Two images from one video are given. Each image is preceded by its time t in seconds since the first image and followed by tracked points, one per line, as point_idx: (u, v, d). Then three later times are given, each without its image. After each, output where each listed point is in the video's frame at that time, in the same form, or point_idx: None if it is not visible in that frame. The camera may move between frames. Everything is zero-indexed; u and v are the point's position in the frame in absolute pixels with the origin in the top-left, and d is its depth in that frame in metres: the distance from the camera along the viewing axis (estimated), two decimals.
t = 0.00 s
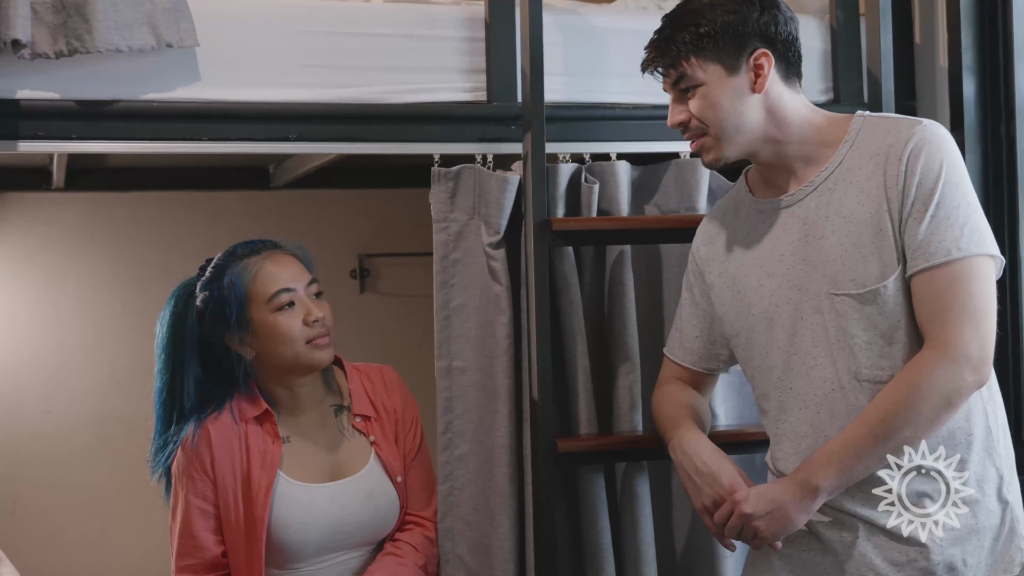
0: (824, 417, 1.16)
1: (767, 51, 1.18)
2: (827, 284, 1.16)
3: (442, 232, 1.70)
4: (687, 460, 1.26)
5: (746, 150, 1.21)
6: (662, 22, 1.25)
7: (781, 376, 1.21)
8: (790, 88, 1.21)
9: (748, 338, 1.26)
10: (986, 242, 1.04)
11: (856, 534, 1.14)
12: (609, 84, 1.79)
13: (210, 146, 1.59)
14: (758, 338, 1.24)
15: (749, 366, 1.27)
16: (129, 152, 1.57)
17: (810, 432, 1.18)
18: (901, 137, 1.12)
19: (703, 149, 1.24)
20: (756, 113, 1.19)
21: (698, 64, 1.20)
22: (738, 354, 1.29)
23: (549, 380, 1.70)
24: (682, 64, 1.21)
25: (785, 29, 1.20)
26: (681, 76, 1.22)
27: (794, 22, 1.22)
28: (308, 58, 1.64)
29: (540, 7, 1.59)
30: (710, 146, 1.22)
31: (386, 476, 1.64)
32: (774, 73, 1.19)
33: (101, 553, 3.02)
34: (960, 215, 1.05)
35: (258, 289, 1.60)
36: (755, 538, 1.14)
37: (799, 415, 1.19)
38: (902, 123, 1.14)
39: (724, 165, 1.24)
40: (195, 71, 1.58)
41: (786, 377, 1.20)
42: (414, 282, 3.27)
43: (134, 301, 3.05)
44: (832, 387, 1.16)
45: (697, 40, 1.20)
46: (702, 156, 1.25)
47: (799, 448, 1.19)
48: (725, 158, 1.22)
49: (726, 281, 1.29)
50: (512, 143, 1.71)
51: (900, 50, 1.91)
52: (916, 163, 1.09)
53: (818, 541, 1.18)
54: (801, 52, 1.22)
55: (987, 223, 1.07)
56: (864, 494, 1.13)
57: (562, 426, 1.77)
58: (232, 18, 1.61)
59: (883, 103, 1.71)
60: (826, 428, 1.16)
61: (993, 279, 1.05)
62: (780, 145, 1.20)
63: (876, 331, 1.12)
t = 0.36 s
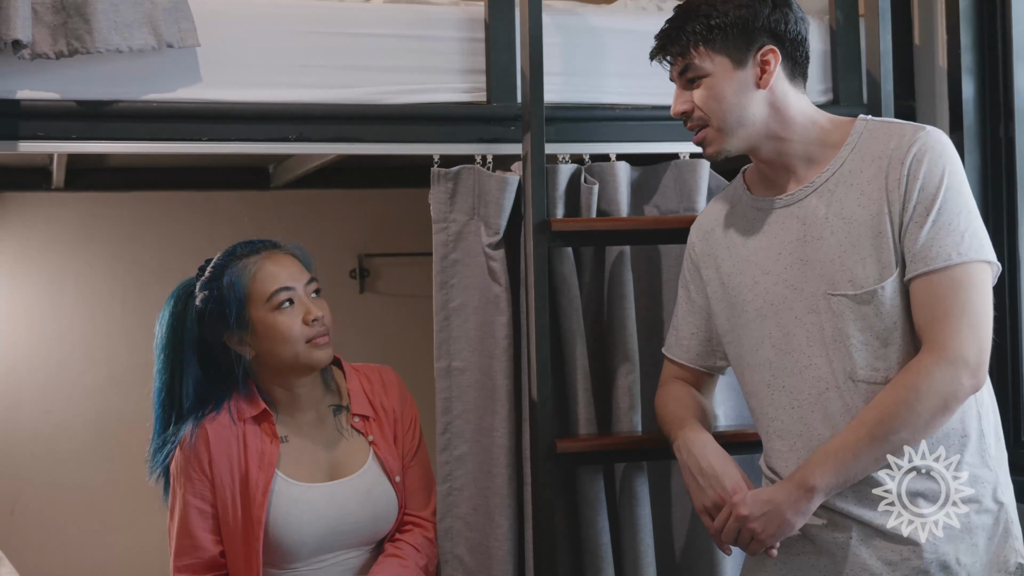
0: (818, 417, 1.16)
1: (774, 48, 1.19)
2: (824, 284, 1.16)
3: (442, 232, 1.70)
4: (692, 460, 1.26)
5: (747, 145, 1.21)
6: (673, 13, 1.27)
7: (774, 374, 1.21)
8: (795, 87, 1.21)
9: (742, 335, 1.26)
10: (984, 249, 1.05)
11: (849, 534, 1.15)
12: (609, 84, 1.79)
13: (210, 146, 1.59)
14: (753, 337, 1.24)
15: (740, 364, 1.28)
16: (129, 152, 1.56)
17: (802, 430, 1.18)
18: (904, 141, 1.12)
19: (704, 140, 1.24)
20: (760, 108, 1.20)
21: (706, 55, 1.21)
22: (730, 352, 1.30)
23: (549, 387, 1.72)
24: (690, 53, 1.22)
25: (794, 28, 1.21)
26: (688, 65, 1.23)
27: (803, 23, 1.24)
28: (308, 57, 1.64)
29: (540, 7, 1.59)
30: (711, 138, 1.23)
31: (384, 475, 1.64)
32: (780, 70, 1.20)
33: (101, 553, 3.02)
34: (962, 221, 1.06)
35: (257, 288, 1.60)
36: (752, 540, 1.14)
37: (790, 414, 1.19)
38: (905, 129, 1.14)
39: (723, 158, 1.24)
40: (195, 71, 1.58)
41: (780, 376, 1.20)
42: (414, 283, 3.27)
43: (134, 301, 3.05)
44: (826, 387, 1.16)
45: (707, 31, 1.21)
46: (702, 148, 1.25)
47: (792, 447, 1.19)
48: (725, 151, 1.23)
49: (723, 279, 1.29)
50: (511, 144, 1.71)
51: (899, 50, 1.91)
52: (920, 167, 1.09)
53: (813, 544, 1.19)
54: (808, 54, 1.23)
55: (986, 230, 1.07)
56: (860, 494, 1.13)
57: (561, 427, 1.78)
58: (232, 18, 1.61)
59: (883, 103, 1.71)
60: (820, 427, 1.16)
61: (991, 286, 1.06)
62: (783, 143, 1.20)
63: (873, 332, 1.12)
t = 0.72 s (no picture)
0: (815, 418, 1.16)
1: (788, 54, 1.19)
2: (826, 287, 1.16)
3: (441, 230, 1.70)
4: (694, 461, 1.25)
5: (756, 149, 1.21)
6: (686, 15, 1.26)
7: (772, 376, 1.21)
8: (805, 93, 1.22)
9: (737, 335, 1.26)
10: (987, 258, 1.06)
11: (841, 532, 1.14)
12: (608, 84, 1.79)
13: (209, 145, 1.59)
14: (751, 338, 1.24)
15: (732, 364, 1.28)
16: (128, 150, 1.56)
17: (799, 432, 1.18)
18: (913, 149, 1.12)
19: (713, 143, 1.23)
20: (771, 113, 1.20)
21: (720, 59, 1.20)
22: (721, 347, 1.30)
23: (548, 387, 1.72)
24: (704, 56, 1.21)
25: (806, 35, 1.22)
26: (701, 68, 1.22)
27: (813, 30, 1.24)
28: (308, 56, 1.64)
29: (540, 7, 1.59)
30: (721, 142, 1.22)
31: (383, 474, 1.63)
32: (792, 76, 1.20)
33: (101, 551, 3.02)
34: (968, 231, 1.06)
35: (256, 286, 1.60)
36: (750, 541, 1.13)
37: (787, 415, 1.19)
38: (913, 137, 1.14)
39: (732, 162, 1.24)
40: (192, 64, 1.58)
41: (779, 377, 1.20)
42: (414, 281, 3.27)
43: (133, 299, 3.05)
44: (824, 389, 1.15)
45: (722, 35, 1.20)
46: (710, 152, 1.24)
47: (788, 447, 1.19)
48: (734, 155, 1.22)
49: (721, 277, 1.29)
50: (511, 143, 1.71)
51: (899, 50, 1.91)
52: (928, 176, 1.09)
53: (808, 545, 1.18)
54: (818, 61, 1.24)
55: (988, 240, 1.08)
56: (852, 493, 1.14)
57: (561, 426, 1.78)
58: (232, 16, 1.61)
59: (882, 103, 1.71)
60: (815, 428, 1.16)
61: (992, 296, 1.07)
62: (792, 148, 1.20)
63: (874, 336, 1.12)
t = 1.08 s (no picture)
0: (812, 419, 1.16)
1: (793, 59, 1.20)
2: (827, 289, 1.16)
3: (439, 229, 1.71)
4: (691, 459, 1.25)
5: (758, 150, 1.22)
6: (697, 12, 1.26)
7: (772, 376, 1.21)
8: (811, 97, 1.22)
9: (742, 337, 1.26)
10: (989, 261, 1.06)
11: (834, 535, 1.15)
12: (607, 83, 1.79)
13: (207, 141, 1.58)
14: (753, 338, 1.24)
15: (735, 365, 1.28)
16: (126, 145, 1.56)
17: (795, 432, 1.18)
18: (917, 152, 1.12)
19: (716, 144, 1.25)
20: (774, 117, 1.20)
21: (725, 60, 1.21)
22: (727, 353, 1.30)
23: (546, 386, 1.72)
24: (710, 56, 1.22)
25: (815, 40, 1.21)
26: (706, 69, 1.23)
27: (824, 35, 1.24)
28: (307, 52, 1.64)
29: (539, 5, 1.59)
30: (723, 142, 1.24)
31: (379, 470, 1.64)
32: (797, 81, 1.21)
33: (95, 546, 3.01)
34: (970, 233, 1.07)
35: (253, 283, 1.60)
36: (740, 536, 1.14)
37: (786, 415, 1.19)
38: (918, 140, 1.14)
39: (733, 162, 1.25)
40: (190, 62, 1.58)
41: (778, 377, 1.21)
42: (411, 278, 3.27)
43: (130, 294, 3.05)
44: (823, 390, 1.16)
45: (728, 36, 1.21)
46: (713, 151, 1.26)
47: (784, 448, 1.19)
48: (735, 156, 1.24)
49: (727, 280, 1.30)
50: (509, 141, 1.70)
51: (897, 52, 1.92)
52: (931, 178, 1.10)
53: (801, 548, 1.19)
54: (826, 66, 1.24)
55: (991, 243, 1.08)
56: (843, 496, 1.14)
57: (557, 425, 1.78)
58: (231, 12, 1.60)
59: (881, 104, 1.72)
60: (812, 429, 1.16)
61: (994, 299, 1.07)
62: (796, 150, 1.20)
63: (874, 338, 1.13)
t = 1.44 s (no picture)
0: (807, 421, 1.17)
1: (781, 66, 1.19)
2: (824, 292, 1.16)
3: (435, 228, 1.71)
4: (688, 459, 1.26)
5: (749, 156, 1.23)
6: (690, 17, 1.26)
7: (768, 378, 1.22)
8: (803, 104, 1.21)
9: (736, 338, 1.27)
10: (987, 266, 1.06)
11: (831, 535, 1.15)
12: (603, 82, 1.79)
13: (204, 139, 1.58)
14: (748, 340, 1.25)
15: (730, 366, 1.28)
16: (122, 144, 1.55)
17: (791, 434, 1.18)
18: (914, 156, 1.13)
19: (707, 149, 1.26)
20: (763, 124, 1.20)
21: (713, 67, 1.22)
22: (719, 350, 1.30)
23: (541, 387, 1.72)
24: (699, 63, 1.23)
25: (806, 46, 1.20)
26: (695, 76, 1.24)
27: (818, 40, 1.23)
28: (303, 51, 1.63)
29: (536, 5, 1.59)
30: (714, 148, 1.24)
31: (375, 470, 1.64)
32: (787, 88, 1.20)
33: (89, 544, 3.01)
34: (967, 238, 1.07)
35: (249, 282, 1.60)
36: (738, 539, 1.14)
37: (783, 417, 1.19)
38: (915, 144, 1.14)
39: (725, 168, 1.26)
40: (187, 60, 1.58)
41: (774, 379, 1.21)
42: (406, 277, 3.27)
43: (124, 293, 3.04)
44: (818, 392, 1.16)
45: (716, 43, 1.21)
46: (704, 156, 1.27)
47: (780, 451, 1.20)
48: (726, 161, 1.24)
49: (722, 281, 1.30)
50: (505, 141, 1.70)
51: (893, 52, 1.92)
52: (929, 182, 1.10)
53: (799, 548, 1.19)
54: (819, 71, 1.23)
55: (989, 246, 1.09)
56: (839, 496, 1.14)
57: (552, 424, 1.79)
58: (227, 10, 1.60)
59: (876, 105, 1.72)
60: (808, 432, 1.17)
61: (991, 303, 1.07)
62: (790, 155, 1.21)
63: (870, 341, 1.13)
